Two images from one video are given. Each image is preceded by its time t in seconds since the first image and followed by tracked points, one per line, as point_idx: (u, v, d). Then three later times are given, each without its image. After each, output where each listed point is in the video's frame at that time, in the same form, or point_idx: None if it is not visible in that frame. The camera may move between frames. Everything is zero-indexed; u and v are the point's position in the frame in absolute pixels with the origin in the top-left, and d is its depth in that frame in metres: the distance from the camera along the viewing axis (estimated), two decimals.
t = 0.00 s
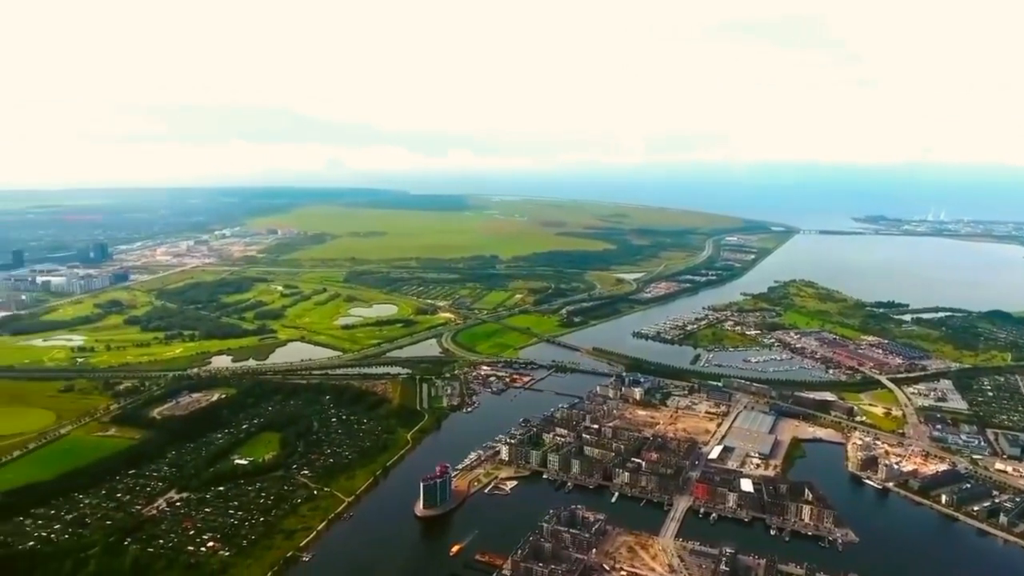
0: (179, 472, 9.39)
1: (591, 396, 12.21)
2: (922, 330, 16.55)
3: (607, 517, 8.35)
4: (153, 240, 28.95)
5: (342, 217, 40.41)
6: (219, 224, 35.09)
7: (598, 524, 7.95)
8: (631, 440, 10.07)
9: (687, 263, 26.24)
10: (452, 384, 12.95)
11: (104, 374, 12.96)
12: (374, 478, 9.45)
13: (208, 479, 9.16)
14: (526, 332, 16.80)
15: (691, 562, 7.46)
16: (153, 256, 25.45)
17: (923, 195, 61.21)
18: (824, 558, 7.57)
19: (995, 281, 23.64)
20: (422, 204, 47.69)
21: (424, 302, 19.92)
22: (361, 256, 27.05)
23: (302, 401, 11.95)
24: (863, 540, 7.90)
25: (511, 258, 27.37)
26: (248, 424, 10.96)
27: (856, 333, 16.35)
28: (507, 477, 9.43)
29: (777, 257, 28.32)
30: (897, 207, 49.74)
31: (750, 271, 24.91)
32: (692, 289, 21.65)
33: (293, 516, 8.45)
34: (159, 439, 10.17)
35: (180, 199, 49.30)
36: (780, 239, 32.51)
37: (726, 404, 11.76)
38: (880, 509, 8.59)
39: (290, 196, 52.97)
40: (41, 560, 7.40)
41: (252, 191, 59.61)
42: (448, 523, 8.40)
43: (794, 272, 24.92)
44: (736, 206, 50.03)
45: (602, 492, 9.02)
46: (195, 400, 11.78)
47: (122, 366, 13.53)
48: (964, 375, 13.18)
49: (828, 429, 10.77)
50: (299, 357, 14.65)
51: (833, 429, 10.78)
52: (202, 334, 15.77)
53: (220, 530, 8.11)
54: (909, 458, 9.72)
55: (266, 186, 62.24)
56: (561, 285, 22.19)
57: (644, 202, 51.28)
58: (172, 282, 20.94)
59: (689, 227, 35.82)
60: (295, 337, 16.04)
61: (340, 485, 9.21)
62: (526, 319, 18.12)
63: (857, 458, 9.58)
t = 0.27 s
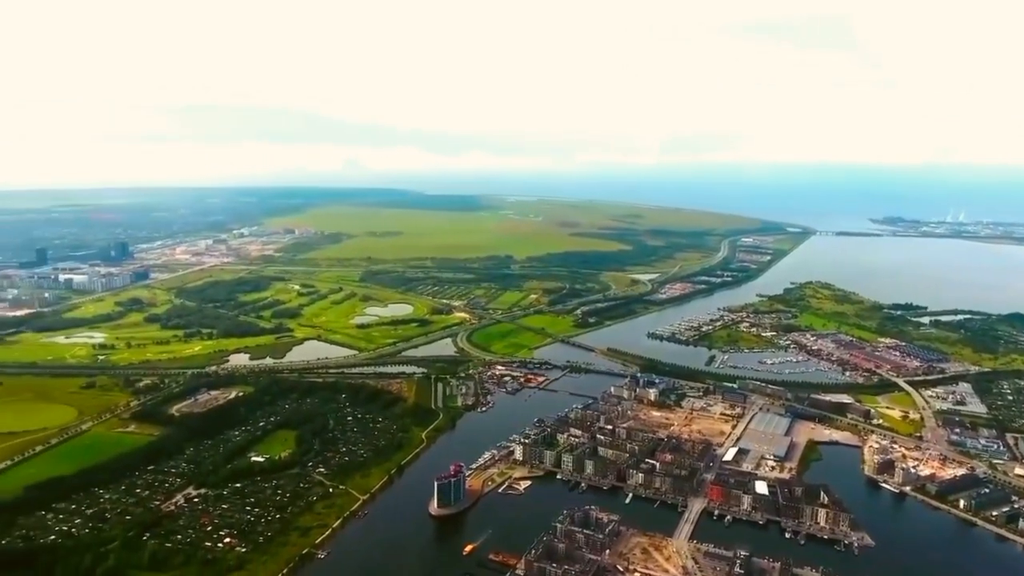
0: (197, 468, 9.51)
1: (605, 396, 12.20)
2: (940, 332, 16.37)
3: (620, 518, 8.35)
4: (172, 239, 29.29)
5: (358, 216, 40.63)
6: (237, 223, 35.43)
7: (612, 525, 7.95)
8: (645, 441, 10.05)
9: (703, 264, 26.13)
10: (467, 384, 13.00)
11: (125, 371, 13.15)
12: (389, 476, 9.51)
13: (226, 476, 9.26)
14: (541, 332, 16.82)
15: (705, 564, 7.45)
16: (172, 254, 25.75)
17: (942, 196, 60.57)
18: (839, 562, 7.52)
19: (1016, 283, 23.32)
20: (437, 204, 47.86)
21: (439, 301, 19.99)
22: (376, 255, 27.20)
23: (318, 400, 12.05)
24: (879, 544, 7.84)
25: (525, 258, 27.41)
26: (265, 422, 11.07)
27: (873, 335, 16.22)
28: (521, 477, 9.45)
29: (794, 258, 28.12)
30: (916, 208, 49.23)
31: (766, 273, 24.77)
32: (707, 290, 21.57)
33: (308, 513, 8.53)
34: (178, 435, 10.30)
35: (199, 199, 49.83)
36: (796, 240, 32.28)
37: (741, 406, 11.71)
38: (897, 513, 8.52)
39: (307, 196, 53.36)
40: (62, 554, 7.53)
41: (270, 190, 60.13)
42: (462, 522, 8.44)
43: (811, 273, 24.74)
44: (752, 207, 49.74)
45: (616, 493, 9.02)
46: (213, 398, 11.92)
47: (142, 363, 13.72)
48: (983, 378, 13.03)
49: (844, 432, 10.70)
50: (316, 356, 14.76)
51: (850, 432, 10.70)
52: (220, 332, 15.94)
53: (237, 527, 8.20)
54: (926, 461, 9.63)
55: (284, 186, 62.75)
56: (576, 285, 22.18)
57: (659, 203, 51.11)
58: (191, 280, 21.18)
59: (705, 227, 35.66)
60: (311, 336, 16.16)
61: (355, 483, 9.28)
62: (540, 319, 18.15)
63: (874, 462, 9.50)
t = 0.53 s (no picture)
0: (217, 465, 9.62)
1: (622, 397, 12.17)
2: (962, 336, 16.14)
3: (636, 519, 8.34)
4: (194, 238, 29.65)
5: (376, 216, 40.85)
6: (257, 223, 35.79)
7: (627, 526, 7.94)
8: (662, 442, 10.03)
9: (721, 265, 25.97)
10: (484, 384, 13.03)
11: (147, 368, 13.34)
12: (405, 475, 9.56)
13: (244, 473, 9.36)
14: (557, 333, 16.81)
15: (721, 567, 7.42)
16: (193, 253, 26.07)
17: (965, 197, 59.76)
18: (858, 567, 7.46)
19: None
20: (455, 204, 48.01)
21: (456, 301, 20.06)
22: (394, 255, 27.35)
23: (336, 398, 12.14)
24: (899, 549, 7.76)
25: (542, 258, 27.42)
26: (283, 420, 11.18)
27: (893, 338, 16.04)
28: (537, 477, 9.46)
29: (813, 260, 27.87)
30: (939, 209, 48.61)
31: (785, 274, 24.58)
32: (725, 291, 21.45)
33: (325, 510, 8.60)
34: (198, 432, 10.43)
35: (220, 198, 50.38)
36: (816, 242, 31.97)
37: (759, 408, 11.63)
38: (917, 518, 8.43)
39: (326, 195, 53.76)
40: (85, 547, 7.65)
41: (290, 190, 60.65)
42: (478, 521, 8.47)
43: (831, 275, 24.50)
44: (771, 207, 49.35)
45: (632, 495, 9.00)
46: (233, 395, 12.05)
47: (164, 360, 13.90)
48: (1006, 383, 12.83)
49: (864, 436, 10.59)
50: (334, 355, 14.88)
51: (869, 435, 10.60)
52: (240, 330, 16.12)
53: (255, 523, 8.29)
54: (948, 466, 9.50)
55: (303, 186, 63.28)
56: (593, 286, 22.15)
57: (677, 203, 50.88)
58: (211, 279, 21.43)
59: (723, 228, 35.45)
60: (330, 335, 16.28)
61: (372, 482, 9.35)
62: (557, 319, 18.14)
63: (894, 466, 9.40)
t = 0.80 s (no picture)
0: (240, 461, 9.74)
1: (642, 399, 12.13)
2: (990, 340, 15.85)
3: (655, 521, 8.31)
4: (219, 237, 30.04)
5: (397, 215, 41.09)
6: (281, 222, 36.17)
7: (646, 528, 7.90)
8: (682, 444, 9.97)
9: (743, 266, 25.77)
10: (503, 384, 13.05)
11: (172, 364, 13.54)
12: (425, 473, 9.62)
13: (266, 469, 9.47)
14: (577, 333, 16.78)
15: (741, 571, 7.36)
16: (218, 252, 26.41)
17: (994, 198, 58.68)
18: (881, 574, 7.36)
19: None
20: (476, 203, 48.12)
21: (476, 300, 20.12)
22: (415, 254, 27.49)
23: (357, 396, 12.24)
24: (923, 557, 7.65)
25: (563, 258, 27.40)
26: (305, 417, 11.29)
27: (919, 342, 15.79)
28: (556, 478, 9.46)
29: (837, 262, 27.53)
30: (967, 211, 47.78)
31: (808, 276, 24.31)
32: (747, 293, 21.27)
33: (346, 508, 8.68)
34: (222, 428, 10.56)
35: (245, 197, 50.98)
36: (840, 243, 31.59)
37: (781, 411, 11.53)
38: (942, 525, 8.30)
39: (348, 195, 54.17)
40: (111, 540, 7.79)
41: (313, 189, 61.17)
42: (497, 521, 8.49)
43: (855, 278, 24.19)
44: (794, 208, 48.83)
45: (651, 497, 8.96)
46: (256, 392, 12.20)
47: (189, 357, 14.11)
48: None
49: (888, 441, 10.45)
50: (355, 353, 14.99)
51: (894, 440, 10.45)
52: (263, 328, 16.30)
53: (277, 519, 8.38)
54: (974, 473, 9.35)
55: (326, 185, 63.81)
56: (614, 286, 22.09)
57: (699, 204, 50.53)
58: (235, 277, 21.70)
59: (746, 229, 35.15)
60: (351, 334, 16.41)
61: (392, 480, 9.41)
62: (577, 320, 18.11)
63: (919, 472, 9.26)
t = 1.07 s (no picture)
0: (257, 458, 9.83)
1: (658, 400, 12.07)
2: (1014, 344, 15.60)
3: (670, 523, 8.27)
4: (238, 236, 30.32)
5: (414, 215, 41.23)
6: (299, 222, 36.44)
7: (662, 530, 7.87)
8: (698, 446, 9.92)
9: (761, 268, 25.58)
10: (519, 384, 13.05)
11: (192, 362, 13.69)
12: (440, 472, 9.65)
13: (284, 466, 9.55)
14: (593, 334, 16.74)
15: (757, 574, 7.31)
16: (238, 251, 26.65)
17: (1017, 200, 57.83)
18: None
19: None
20: (493, 204, 48.19)
21: (492, 300, 20.15)
22: (432, 254, 27.57)
23: (373, 395, 12.30)
24: (944, 563, 7.54)
25: (579, 259, 27.35)
26: (321, 416, 11.37)
27: (941, 345, 15.58)
28: (571, 478, 9.45)
29: (857, 263, 27.24)
30: (990, 212, 47.12)
31: (827, 278, 24.09)
32: (765, 294, 21.11)
33: (362, 506, 8.73)
34: (240, 426, 10.66)
35: (264, 197, 51.41)
36: (860, 244, 31.28)
37: (799, 414, 11.43)
38: (963, 532, 8.19)
39: (366, 194, 54.45)
40: (131, 535, 7.90)
41: (331, 189, 61.54)
42: (511, 521, 8.50)
43: (875, 279, 23.93)
44: (813, 209, 48.41)
45: (667, 499, 8.93)
46: (274, 390, 12.31)
47: (208, 355, 14.25)
48: None
49: (908, 445, 10.32)
50: (372, 352, 15.07)
51: (914, 445, 10.32)
52: (281, 327, 16.43)
53: (293, 516, 8.45)
54: (997, 479, 9.20)
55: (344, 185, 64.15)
56: (630, 287, 22.01)
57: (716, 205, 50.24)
58: (254, 276, 21.89)
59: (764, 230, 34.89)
60: (368, 333, 16.49)
61: (408, 479, 9.45)
62: (593, 320, 18.07)
63: (939, 477, 9.14)
